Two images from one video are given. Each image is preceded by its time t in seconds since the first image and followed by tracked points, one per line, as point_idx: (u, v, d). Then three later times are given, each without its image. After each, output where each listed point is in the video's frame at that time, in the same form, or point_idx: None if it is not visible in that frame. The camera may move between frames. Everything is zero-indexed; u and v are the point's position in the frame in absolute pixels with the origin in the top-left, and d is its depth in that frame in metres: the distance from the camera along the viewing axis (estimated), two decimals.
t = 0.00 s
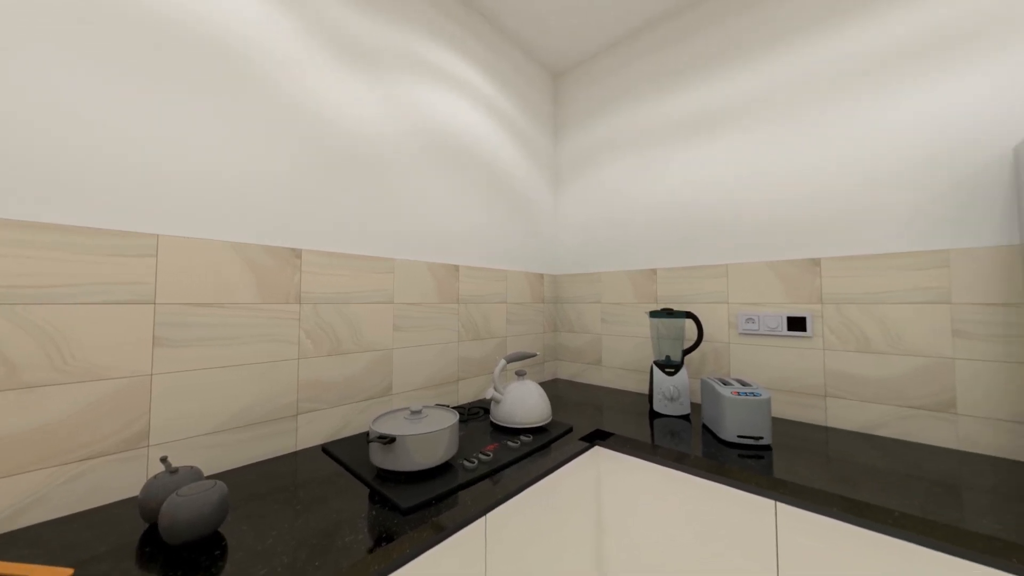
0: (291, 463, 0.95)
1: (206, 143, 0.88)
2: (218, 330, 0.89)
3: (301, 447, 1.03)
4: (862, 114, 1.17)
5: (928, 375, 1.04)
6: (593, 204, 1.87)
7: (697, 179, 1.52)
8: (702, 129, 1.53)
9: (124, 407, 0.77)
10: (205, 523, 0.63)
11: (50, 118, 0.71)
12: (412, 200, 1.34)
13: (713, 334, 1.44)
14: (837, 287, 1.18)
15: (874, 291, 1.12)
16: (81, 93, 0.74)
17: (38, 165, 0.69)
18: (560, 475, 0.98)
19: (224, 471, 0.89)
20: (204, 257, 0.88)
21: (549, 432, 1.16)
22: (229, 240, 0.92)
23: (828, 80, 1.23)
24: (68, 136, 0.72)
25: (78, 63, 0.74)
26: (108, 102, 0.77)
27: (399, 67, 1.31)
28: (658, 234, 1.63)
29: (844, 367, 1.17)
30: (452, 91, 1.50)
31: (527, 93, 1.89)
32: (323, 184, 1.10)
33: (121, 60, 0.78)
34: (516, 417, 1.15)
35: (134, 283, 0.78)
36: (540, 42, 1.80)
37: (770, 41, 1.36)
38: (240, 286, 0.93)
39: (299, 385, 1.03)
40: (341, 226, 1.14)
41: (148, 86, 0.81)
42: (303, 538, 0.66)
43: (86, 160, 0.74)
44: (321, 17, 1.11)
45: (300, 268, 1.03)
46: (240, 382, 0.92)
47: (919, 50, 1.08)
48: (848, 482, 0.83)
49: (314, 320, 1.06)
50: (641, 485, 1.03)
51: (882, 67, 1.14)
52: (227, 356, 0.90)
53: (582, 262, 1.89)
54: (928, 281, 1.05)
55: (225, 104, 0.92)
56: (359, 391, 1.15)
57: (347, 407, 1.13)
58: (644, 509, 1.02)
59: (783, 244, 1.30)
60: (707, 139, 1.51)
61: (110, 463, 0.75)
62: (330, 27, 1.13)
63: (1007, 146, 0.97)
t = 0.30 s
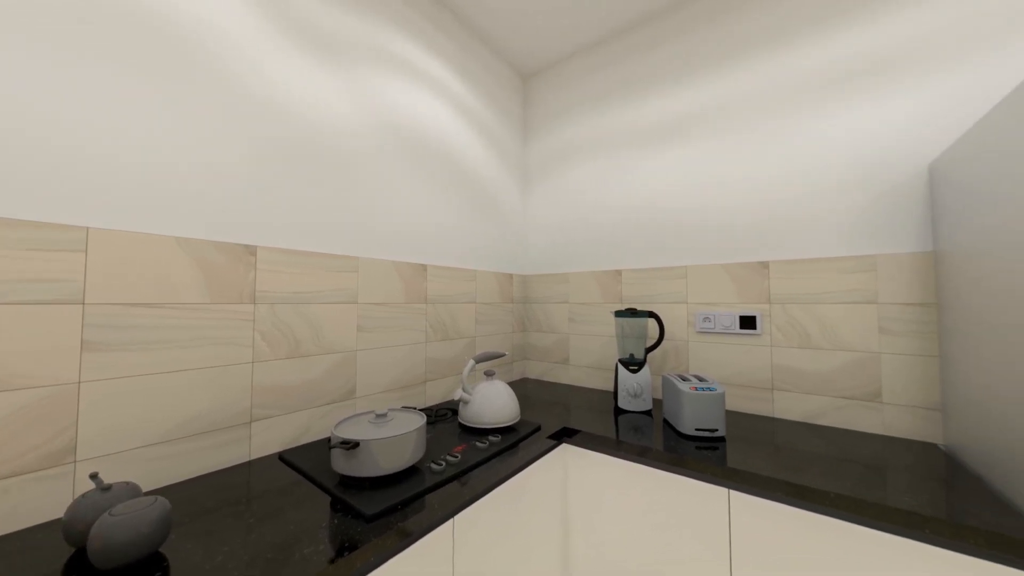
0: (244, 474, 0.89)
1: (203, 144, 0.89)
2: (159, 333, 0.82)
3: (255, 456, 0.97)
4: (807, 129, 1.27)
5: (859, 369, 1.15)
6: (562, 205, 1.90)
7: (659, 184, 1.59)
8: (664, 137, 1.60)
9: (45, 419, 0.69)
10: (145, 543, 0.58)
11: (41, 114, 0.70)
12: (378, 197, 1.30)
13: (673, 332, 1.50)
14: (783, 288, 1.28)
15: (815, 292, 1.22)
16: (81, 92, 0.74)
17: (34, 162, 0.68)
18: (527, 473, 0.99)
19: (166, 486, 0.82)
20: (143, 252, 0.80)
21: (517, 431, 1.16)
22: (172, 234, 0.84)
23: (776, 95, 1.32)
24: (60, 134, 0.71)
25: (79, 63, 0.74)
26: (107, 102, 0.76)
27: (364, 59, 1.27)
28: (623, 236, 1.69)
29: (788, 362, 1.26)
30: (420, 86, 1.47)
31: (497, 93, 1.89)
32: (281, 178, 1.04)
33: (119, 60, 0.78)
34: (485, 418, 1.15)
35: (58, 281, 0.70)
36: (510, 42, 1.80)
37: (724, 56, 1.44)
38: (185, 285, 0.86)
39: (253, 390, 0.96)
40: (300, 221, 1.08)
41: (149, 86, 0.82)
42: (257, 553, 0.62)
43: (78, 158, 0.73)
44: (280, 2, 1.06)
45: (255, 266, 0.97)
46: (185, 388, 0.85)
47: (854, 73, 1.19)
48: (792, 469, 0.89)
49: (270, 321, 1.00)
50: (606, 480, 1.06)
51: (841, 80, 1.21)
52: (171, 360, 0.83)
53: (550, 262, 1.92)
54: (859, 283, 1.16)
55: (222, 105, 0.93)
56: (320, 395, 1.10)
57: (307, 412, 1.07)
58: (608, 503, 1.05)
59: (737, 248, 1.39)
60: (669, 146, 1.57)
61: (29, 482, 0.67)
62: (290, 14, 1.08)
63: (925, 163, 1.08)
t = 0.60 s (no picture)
0: (190, 488, 0.83)
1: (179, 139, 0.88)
2: (91, 336, 0.74)
3: (204, 467, 0.90)
4: (760, 140, 1.36)
5: (802, 363, 1.25)
6: (532, 206, 1.92)
7: (624, 188, 1.65)
8: (629, 143, 1.65)
9: None
10: (74, 567, 0.52)
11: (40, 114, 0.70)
12: (342, 193, 1.25)
13: (637, 331, 1.56)
14: (737, 289, 1.36)
15: (766, 293, 1.31)
16: (81, 93, 0.74)
17: None
18: (496, 474, 0.99)
19: (98, 505, 0.74)
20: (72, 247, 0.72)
21: (486, 432, 1.16)
22: (107, 227, 0.77)
23: (730, 109, 1.42)
24: None
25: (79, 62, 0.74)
26: (79, 94, 0.74)
27: (328, 49, 1.21)
28: (591, 238, 1.73)
29: (742, 358, 1.35)
30: (388, 80, 1.43)
31: (467, 91, 1.87)
32: (236, 169, 0.97)
33: (112, 57, 0.78)
34: (453, 419, 1.13)
35: None
36: (481, 42, 1.80)
37: (686, 68, 1.52)
38: (122, 283, 0.78)
39: (202, 397, 0.89)
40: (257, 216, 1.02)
41: (150, 86, 0.83)
42: (206, 571, 0.58)
43: (20, 145, 0.67)
44: None
45: (204, 263, 0.90)
46: (122, 396, 0.77)
47: (799, 91, 1.30)
48: (744, 459, 0.95)
49: (221, 322, 0.93)
50: (574, 477, 1.08)
51: (787, 99, 1.32)
52: (104, 366, 0.75)
53: (520, 262, 1.93)
54: (803, 284, 1.26)
55: (207, 103, 0.93)
56: (277, 400, 1.04)
57: (262, 418, 1.01)
58: (576, 499, 1.07)
59: (696, 250, 1.46)
60: (635, 151, 1.63)
61: None
62: None
63: (857, 176, 1.20)
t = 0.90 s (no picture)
0: (118, 508, 0.74)
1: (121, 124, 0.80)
2: None
3: (135, 485, 0.81)
4: (713, 151, 1.45)
5: (747, 359, 1.35)
6: (497, 206, 1.92)
7: (588, 191, 1.69)
8: (593, 148, 1.70)
9: None
10: None
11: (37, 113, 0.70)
12: (298, 186, 1.18)
13: (599, 330, 1.61)
14: (691, 290, 1.44)
15: (716, 294, 1.40)
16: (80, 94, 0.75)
17: None
18: (461, 475, 0.98)
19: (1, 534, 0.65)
20: None
21: (451, 433, 1.14)
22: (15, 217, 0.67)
23: (685, 120, 1.50)
24: None
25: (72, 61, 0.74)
26: None
27: (281, 32, 1.14)
28: (556, 239, 1.76)
29: (695, 355, 1.43)
30: (347, 69, 1.37)
31: (432, 87, 1.84)
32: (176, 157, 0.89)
33: (42, 34, 0.71)
34: (416, 422, 1.11)
35: None
36: (448, 39, 1.78)
37: (646, 78, 1.59)
38: (34, 281, 0.69)
39: (132, 407, 0.81)
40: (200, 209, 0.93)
41: (71, 61, 0.74)
42: None
43: None
44: None
45: (136, 259, 0.81)
46: (32, 409, 0.68)
47: (748, 106, 1.40)
48: (696, 450, 1.01)
49: (156, 325, 0.84)
50: (538, 475, 1.09)
51: (736, 113, 1.41)
52: (10, 376, 0.66)
53: (486, 262, 1.92)
54: (749, 286, 1.35)
55: (155, 88, 0.86)
56: (222, 408, 0.96)
57: (205, 428, 0.93)
58: (540, 496, 1.08)
59: (655, 252, 1.53)
60: (599, 156, 1.68)
61: None
62: None
63: (795, 187, 1.32)
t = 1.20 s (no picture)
0: (36, 533, 0.66)
1: (47, 105, 0.72)
2: None
3: (58, 506, 0.73)
4: (674, 158, 1.52)
5: (704, 356, 1.43)
6: (466, 205, 1.90)
7: (557, 193, 1.72)
8: (562, 150, 1.73)
9: None
10: None
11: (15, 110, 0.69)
12: (254, 179, 1.11)
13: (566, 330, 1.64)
14: (653, 291, 1.51)
15: (676, 295, 1.47)
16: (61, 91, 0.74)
17: None
18: (427, 479, 0.96)
19: None
20: None
21: (417, 436, 1.12)
22: None
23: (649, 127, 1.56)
24: None
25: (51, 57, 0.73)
26: None
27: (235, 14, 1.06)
28: (525, 239, 1.77)
29: (657, 353, 1.49)
30: (308, 57, 1.30)
31: (400, 81, 1.79)
32: (112, 142, 0.81)
33: None
34: (381, 426, 1.07)
35: None
36: (416, 33, 1.74)
37: (612, 85, 1.63)
38: None
39: (55, 420, 0.72)
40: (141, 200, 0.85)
41: None
42: None
43: None
44: None
45: (60, 254, 0.73)
46: None
47: (707, 117, 1.48)
48: (657, 443, 1.05)
49: (85, 327, 0.76)
50: (506, 474, 1.09)
51: (696, 122, 1.49)
52: None
53: (455, 261, 1.90)
54: (706, 287, 1.43)
55: (89, 67, 0.78)
56: (164, 417, 0.89)
57: (143, 440, 0.85)
58: (508, 495, 1.08)
59: (620, 254, 1.58)
60: (567, 158, 1.71)
61: None
62: None
63: (747, 195, 1.41)
